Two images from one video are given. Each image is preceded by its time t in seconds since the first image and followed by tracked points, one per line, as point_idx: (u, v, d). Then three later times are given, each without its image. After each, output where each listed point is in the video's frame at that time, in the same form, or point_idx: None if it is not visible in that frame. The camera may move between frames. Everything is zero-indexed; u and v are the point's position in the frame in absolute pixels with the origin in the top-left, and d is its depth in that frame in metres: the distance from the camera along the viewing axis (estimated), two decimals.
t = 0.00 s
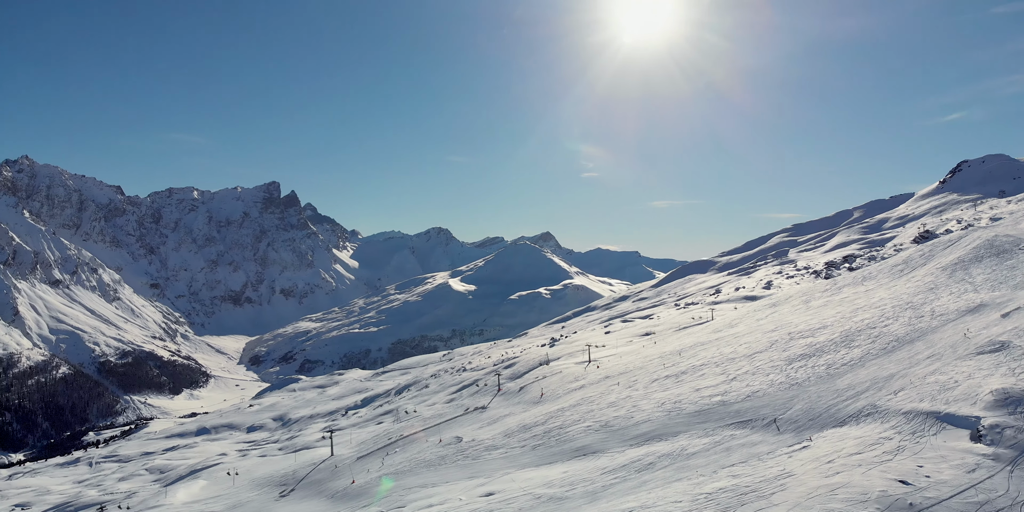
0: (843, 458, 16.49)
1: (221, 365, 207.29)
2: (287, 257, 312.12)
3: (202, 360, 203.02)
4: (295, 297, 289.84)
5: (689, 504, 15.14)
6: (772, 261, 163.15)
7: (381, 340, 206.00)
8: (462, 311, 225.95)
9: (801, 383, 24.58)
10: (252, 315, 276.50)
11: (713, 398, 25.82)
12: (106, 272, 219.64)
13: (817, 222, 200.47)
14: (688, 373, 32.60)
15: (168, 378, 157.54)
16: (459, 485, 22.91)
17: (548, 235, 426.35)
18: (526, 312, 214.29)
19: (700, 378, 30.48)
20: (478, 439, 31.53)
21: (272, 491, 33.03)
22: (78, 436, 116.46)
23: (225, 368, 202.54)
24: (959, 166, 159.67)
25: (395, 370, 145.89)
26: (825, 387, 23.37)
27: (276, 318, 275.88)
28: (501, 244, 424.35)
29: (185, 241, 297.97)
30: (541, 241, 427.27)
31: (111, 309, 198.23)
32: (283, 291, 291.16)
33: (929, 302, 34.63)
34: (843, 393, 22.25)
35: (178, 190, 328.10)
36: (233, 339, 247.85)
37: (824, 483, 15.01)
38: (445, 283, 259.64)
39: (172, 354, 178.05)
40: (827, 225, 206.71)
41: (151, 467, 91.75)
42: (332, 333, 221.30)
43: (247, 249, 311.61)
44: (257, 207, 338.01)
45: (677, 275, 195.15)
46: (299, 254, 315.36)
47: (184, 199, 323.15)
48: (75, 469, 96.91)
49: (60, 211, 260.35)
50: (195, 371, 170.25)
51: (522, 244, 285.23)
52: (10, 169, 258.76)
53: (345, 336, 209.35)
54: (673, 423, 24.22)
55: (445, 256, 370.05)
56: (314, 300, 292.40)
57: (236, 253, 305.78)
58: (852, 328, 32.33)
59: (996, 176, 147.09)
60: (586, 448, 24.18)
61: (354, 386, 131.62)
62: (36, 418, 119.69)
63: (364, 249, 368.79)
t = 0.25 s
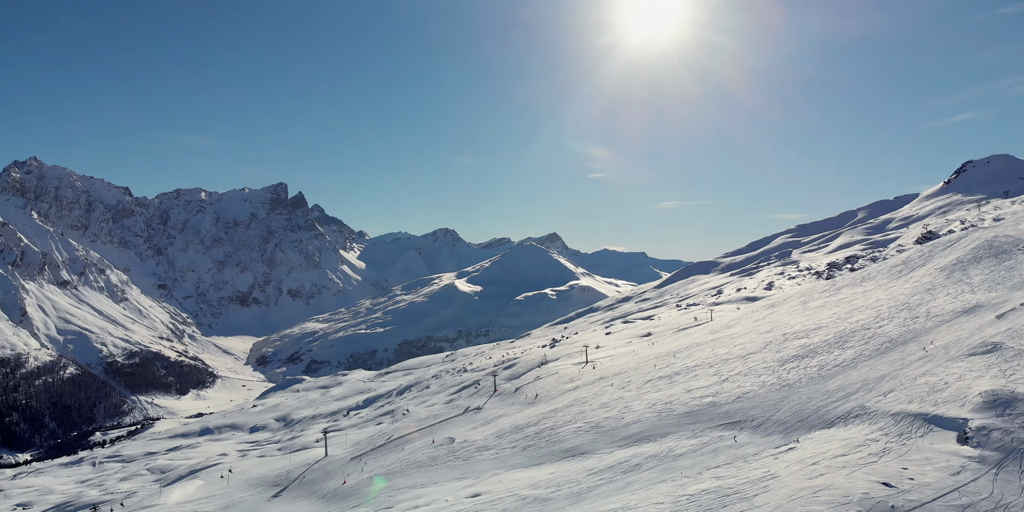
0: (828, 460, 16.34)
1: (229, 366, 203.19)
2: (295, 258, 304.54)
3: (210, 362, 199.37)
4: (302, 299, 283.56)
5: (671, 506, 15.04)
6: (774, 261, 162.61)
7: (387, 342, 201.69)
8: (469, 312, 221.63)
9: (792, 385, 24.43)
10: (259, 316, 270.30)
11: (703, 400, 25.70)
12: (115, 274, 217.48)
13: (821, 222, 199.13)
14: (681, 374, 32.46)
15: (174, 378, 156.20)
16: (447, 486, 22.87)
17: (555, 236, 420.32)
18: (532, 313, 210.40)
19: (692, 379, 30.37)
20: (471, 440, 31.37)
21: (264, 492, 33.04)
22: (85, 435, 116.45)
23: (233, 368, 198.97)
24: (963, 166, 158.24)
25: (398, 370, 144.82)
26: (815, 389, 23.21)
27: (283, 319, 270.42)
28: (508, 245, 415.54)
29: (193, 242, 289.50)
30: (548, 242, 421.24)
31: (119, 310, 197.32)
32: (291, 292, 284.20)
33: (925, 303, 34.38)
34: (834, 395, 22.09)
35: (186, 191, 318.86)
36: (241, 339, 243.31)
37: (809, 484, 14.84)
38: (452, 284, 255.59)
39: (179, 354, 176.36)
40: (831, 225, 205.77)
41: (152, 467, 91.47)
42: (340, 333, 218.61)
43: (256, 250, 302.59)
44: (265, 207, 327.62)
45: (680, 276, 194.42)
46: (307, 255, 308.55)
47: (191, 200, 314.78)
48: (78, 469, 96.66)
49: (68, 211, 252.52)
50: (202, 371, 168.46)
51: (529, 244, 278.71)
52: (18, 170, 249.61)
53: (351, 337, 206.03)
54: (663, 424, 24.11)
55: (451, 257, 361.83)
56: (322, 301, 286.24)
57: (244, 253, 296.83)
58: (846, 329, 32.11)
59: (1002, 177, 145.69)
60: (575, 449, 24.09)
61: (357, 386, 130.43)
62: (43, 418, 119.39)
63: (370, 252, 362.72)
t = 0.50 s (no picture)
0: (814, 461, 16.21)
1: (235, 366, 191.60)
2: (303, 259, 286.55)
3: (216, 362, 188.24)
4: (310, 299, 265.75)
5: (653, 507, 14.99)
6: (777, 262, 161.98)
7: (395, 342, 192.56)
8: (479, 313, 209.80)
9: (782, 386, 24.30)
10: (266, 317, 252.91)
11: (694, 400, 25.59)
12: (123, 273, 206.22)
13: (825, 223, 197.83)
14: (675, 374, 32.28)
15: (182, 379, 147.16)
16: (434, 487, 22.83)
17: (563, 237, 407.16)
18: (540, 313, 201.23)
19: (685, 379, 30.23)
20: (463, 440, 31.23)
21: (257, 492, 33.06)
22: (91, 435, 110.53)
23: (239, 368, 188.12)
24: (969, 166, 156.04)
25: (402, 370, 141.49)
26: (805, 390, 23.07)
27: (291, 319, 253.45)
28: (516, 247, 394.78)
29: (201, 242, 273.40)
30: (556, 243, 408.54)
31: (126, 310, 185.78)
32: (299, 293, 266.32)
33: (921, 303, 34.11)
34: (823, 396, 21.98)
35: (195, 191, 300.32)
36: (248, 338, 229.98)
37: (791, 486, 14.77)
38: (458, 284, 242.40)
39: (188, 355, 166.08)
40: (835, 226, 204.71)
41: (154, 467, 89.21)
42: (347, 333, 207.18)
43: (263, 251, 285.28)
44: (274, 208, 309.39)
45: (683, 277, 193.09)
46: (314, 256, 288.85)
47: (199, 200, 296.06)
48: (82, 468, 92.48)
49: (76, 212, 238.75)
50: (210, 371, 158.94)
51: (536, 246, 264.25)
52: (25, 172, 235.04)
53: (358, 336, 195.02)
54: (652, 424, 24.05)
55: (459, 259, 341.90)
56: (330, 302, 268.65)
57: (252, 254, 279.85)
58: (840, 330, 31.91)
59: (1008, 176, 143.51)
60: (565, 450, 24.00)
61: (361, 386, 127.27)
62: (51, 417, 113.90)
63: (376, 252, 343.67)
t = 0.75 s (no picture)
0: (799, 463, 16.09)
1: (243, 367, 187.16)
2: (310, 259, 279.33)
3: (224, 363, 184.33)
4: (317, 300, 259.86)
5: (634, 508, 14.94)
6: (781, 263, 161.51)
7: (401, 343, 188.14)
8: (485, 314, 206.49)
9: (773, 387, 24.13)
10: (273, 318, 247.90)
11: (685, 401, 25.46)
12: (131, 274, 204.96)
13: (829, 224, 196.54)
14: (667, 375, 32.16)
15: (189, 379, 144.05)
16: (424, 487, 22.74)
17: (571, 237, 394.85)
18: (547, 314, 196.14)
19: (678, 380, 30.11)
20: (455, 441, 31.19)
21: (251, 492, 33.06)
22: (99, 435, 107.70)
23: (247, 369, 184.46)
24: (973, 166, 153.71)
25: (405, 370, 139.04)
26: (795, 391, 22.88)
27: (298, 320, 248.14)
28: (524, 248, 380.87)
29: (208, 243, 269.83)
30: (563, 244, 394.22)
31: (134, 310, 184.23)
32: (306, 294, 260.40)
33: (917, 305, 33.77)
34: (812, 397, 21.78)
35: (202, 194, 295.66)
36: (256, 339, 225.09)
37: (772, 488, 14.71)
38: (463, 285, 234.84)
39: (196, 355, 163.58)
40: (839, 226, 203.90)
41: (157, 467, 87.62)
42: (354, 333, 202.55)
43: (271, 252, 278.65)
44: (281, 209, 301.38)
45: (686, 278, 192.10)
46: (322, 256, 283.42)
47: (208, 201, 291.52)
48: (85, 469, 90.79)
49: (85, 214, 231.26)
50: (217, 372, 155.95)
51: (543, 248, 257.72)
52: (35, 172, 227.93)
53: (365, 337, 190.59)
54: (642, 425, 23.99)
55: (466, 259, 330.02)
56: (337, 303, 262.52)
57: (260, 255, 273.92)
58: (834, 331, 31.71)
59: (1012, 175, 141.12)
60: (554, 450, 23.96)
61: (365, 386, 125.53)
62: (59, 417, 110.90)
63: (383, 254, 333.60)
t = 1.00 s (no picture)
0: (782, 465, 15.97)
1: (250, 367, 184.84)
2: (317, 260, 276.95)
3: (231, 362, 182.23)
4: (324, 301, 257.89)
5: (615, 510, 14.88)
6: (784, 263, 161.15)
7: (407, 343, 185.49)
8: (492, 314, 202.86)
9: (763, 388, 24.01)
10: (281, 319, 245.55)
11: (676, 402, 25.36)
12: (139, 275, 202.93)
13: (834, 224, 195.38)
14: (661, 376, 32.09)
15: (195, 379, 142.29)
16: (412, 488, 22.68)
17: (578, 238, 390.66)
18: (553, 316, 191.54)
19: (671, 381, 30.01)
20: (447, 442, 31.12)
21: (245, 492, 33.15)
22: (105, 435, 106.51)
23: (254, 369, 181.90)
24: (979, 165, 150.78)
25: (408, 371, 136.80)
26: (786, 392, 22.73)
27: (306, 320, 246.02)
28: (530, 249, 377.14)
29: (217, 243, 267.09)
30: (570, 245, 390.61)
31: (142, 310, 181.95)
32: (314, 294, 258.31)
33: (912, 305, 33.58)
34: (802, 398, 21.63)
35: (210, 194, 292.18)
36: (263, 339, 222.67)
37: (754, 490, 14.60)
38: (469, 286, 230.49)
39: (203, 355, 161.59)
40: (843, 226, 202.97)
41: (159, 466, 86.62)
42: (360, 334, 200.44)
43: (279, 252, 275.76)
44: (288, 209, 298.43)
45: (689, 278, 191.44)
46: (329, 256, 280.86)
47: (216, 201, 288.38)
48: (90, 468, 90.03)
49: (94, 214, 228.90)
50: (223, 372, 154.03)
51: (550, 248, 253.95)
52: (43, 173, 224.22)
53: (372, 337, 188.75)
54: (632, 426, 23.88)
55: (473, 260, 325.05)
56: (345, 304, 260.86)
57: (267, 255, 270.99)
58: (829, 332, 31.55)
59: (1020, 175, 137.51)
60: (543, 451, 23.88)
61: (370, 386, 123.54)
62: (66, 417, 109.41)
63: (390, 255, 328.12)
